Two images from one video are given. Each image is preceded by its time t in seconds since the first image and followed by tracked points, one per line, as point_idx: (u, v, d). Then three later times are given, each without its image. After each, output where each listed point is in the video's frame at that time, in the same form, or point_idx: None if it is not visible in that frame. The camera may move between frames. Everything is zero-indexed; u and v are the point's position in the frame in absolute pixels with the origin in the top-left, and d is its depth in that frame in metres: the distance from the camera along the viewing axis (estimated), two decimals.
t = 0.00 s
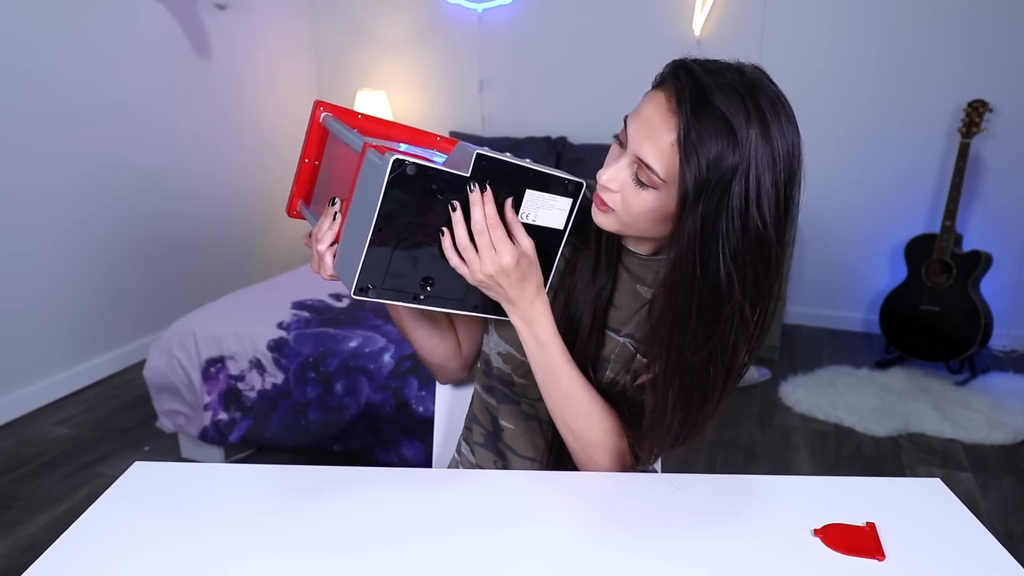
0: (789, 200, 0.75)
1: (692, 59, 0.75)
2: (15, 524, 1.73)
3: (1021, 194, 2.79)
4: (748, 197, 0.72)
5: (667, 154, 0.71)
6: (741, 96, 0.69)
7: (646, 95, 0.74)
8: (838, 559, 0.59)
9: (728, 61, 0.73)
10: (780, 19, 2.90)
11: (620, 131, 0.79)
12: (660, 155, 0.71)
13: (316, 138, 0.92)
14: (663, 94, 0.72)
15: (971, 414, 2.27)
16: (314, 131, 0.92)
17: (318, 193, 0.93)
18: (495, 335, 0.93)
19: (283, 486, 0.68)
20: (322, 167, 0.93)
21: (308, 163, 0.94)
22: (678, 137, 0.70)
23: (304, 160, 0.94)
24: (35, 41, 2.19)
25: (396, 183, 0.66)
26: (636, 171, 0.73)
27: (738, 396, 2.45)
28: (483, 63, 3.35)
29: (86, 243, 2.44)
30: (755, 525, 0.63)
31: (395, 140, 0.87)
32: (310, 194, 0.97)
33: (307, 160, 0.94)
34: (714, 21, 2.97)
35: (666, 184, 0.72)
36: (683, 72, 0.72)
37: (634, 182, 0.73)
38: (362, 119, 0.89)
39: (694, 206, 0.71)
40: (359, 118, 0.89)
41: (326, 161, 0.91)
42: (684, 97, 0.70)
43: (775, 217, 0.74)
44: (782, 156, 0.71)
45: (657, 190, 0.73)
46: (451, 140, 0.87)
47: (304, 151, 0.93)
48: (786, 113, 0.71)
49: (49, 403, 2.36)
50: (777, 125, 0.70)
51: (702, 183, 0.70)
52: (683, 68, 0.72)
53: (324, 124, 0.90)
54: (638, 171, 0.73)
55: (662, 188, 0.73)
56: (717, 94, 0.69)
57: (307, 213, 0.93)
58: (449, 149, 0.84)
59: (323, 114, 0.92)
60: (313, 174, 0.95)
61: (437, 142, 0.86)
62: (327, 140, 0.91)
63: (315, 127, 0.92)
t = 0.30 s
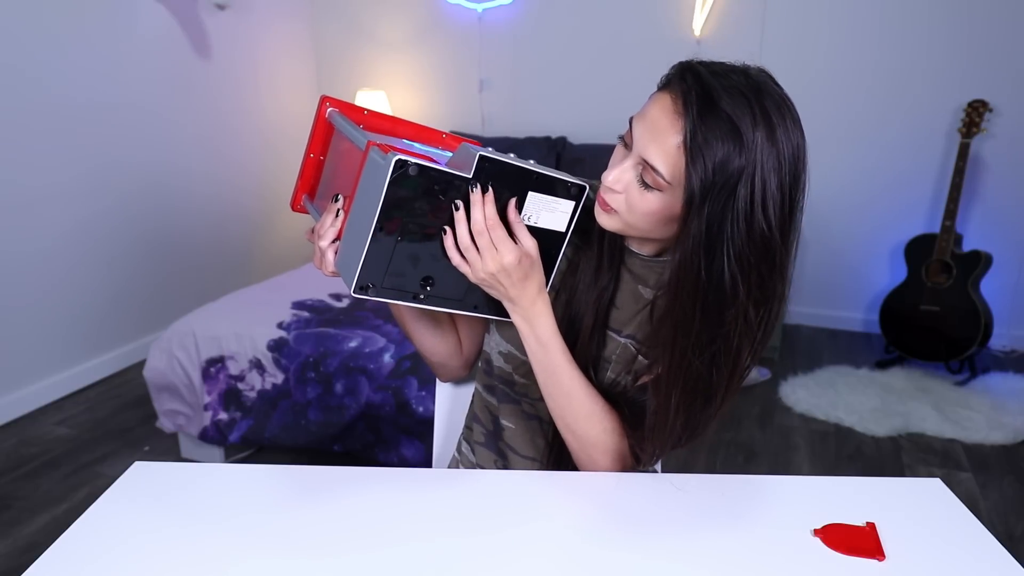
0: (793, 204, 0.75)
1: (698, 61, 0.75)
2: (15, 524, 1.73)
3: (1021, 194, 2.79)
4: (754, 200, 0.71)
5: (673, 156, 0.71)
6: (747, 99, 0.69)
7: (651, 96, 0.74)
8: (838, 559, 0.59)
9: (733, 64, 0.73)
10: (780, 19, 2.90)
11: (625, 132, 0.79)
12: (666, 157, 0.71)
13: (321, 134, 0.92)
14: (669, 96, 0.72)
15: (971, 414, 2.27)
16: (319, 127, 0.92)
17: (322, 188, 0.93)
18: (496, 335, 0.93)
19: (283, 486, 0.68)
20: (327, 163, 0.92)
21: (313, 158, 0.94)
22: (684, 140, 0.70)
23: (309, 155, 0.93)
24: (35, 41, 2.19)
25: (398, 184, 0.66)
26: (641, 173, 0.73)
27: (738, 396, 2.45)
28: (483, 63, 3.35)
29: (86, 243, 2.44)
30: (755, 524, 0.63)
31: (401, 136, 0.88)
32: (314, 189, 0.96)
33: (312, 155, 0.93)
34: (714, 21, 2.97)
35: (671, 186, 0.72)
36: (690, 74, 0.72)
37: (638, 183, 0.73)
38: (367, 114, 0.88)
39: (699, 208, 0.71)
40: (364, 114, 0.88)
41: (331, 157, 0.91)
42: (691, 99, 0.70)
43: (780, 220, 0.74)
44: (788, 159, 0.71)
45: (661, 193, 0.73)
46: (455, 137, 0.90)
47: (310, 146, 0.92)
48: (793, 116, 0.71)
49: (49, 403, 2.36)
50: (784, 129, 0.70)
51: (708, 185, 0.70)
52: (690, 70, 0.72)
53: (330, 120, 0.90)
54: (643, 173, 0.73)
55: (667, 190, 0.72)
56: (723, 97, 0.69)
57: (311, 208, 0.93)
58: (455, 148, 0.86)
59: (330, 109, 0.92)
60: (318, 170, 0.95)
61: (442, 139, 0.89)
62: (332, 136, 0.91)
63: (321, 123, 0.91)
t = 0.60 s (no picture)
0: (793, 204, 0.74)
1: (697, 62, 0.75)
2: (15, 524, 1.73)
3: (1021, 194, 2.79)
4: (754, 199, 0.71)
5: (672, 157, 0.71)
6: (746, 99, 0.69)
7: (650, 97, 0.74)
8: (838, 558, 0.59)
9: (732, 63, 0.73)
10: (780, 19, 2.90)
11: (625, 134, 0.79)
12: (665, 158, 0.71)
13: (323, 133, 0.92)
14: (667, 97, 0.72)
15: (971, 414, 2.27)
16: (320, 126, 0.91)
17: (324, 186, 0.93)
18: (497, 333, 0.94)
19: (283, 486, 0.68)
20: (329, 161, 0.92)
21: (314, 157, 0.93)
22: (683, 140, 0.70)
23: (310, 154, 0.93)
24: (34, 41, 2.19)
25: (402, 180, 0.66)
26: (642, 173, 0.73)
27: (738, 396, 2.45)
28: (483, 63, 3.35)
29: (86, 243, 2.44)
30: (756, 523, 0.63)
31: (402, 136, 0.89)
32: (315, 187, 0.96)
33: (313, 154, 0.93)
34: (714, 21, 2.97)
35: (671, 186, 0.72)
36: (689, 75, 0.72)
37: (639, 184, 0.73)
38: (369, 114, 0.88)
39: (699, 208, 0.71)
40: (366, 113, 0.88)
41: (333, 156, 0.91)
42: (689, 100, 0.70)
43: (780, 219, 0.74)
44: (788, 158, 0.71)
45: (662, 193, 0.73)
46: (456, 137, 0.89)
47: (311, 145, 0.92)
48: (792, 116, 0.71)
49: (49, 403, 2.36)
50: (783, 129, 0.70)
51: (707, 185, 0.70)
52: (689, 70, 0.72)
53: (332, 119, 0.90)
54: (643, 174, 0.73)
55: (668, 190, 0.72)
56: (721, 96, 0.69)
57: (313, 206, 0.92)
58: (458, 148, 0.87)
59: (331, 109, 0.91)
60: (319, 169, 0.95)
61: (442, 139, 0.88)
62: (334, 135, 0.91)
63: (322, 122, 0.91)
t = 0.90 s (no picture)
0: (794, 204, 0.74)
1: (699, 62, 0.75)
2: (15, 524, 1.73)
3: (1021, 194, 2.79)
4: (755, 200, 0.71)
5: (674, 157, 0.71)
6: (748, 100, 0.69)
7: (652, 98, 0.74)
8: (838, 558, 0.59)
9: (735, 64, 0.73)
10: (780, 18, 2.90)
11: (626, 135, 0.79)
12: (666, 158, 0.71)
13: (325, 131, 0.91)
14: (670, 97, 0.72)
15: (971, 414, 2.27)
16: (323, 124, 0.91)
17: (326, 185, 0.93)
18: (497, 334, 0.94)
19: (283, 486, 0.68)
20: (331, 159, 0.92)
21: (316, 155, 0.93)
22: (685, 140, 0.70)
23: (312, 153, 0.93)
24: (35, 41, 2.19)
25: (399, 183, 0.66)
26: (643, 174, 0.73)
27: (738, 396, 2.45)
28: (483, 63, 3.35)
29: (86, 243, 2.44)
30: (755, 524, 0.63)
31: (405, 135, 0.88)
32: (317, 185, 0.96)
33: (315, 152, 0.93)
34: (714, 21, 2.97)
35: (672, 186, 0.72)
36: (691, 75, 0.72)
37: (641, 184, 0.73)
38: (370, 113, 0.88)
39: (700, 208, 0.71)
40: (369, 112, 0.87)
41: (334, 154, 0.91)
42: (691, 100, 0.70)
43: (780, 220, 0.74)
44: (789, 160, 0.71)
45: (664, 193, 0.73)
46: (459, 136, 0.90)
47: (312, 144, 0.92)
48: (794, 117, 0.71)
49: (49, 403, 2.36)
50: (785, 130, 0.70)
51: (709, 185, 0.70)
52: (691, 71, 0.72)
53: (334, 117, 0.89)
54: (645, 174, 0.73)
55: (669, 190, 0.72)
56: (724, 97, 0.69)
57: (314, 205, 0.92)
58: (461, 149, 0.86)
59: (333, 107, 0.91)
60: (321, 167, 0.95)
61: (446, 137, 0.89)
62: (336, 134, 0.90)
63: (323, 120, 0.90)
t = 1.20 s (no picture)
0: (795, 202, 0.74)
1: (699, 61, 0.75)
2: (15, 524, 1.73)
3: (1021, 194, 2.79)
4: (756, 199, 0.71)
5: (674, 156, 0.71)
6: (749, 99, 0.69)
7: (652, 98, 0.74)
8: (838, 558, 0.59)
9: (734, 63, 0.73)
10: (780, 19, 2.90)
11: (626, 134, 0.79)
12: (667, 158, 0.71)
13: (325, 130, 0.92)
14: (670, 97, 0.72)
15: (971, 414, 2.27)
16: (323, 124, 0.91)
17: (326, 186, 0.93)
18: (498, 336, 0.93)
19: (283, 486, 0.68)
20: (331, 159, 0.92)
21: (316, 155, 0.94)
22: (686, 139, 0.70)
23: (312, 153, 0.93)
24: (34, 41, 2.19)
25: (401, 189, 0.66)
26: (643, 174, 0.73)
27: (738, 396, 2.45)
28: (483, 63, 3.35)
29: (87, 243, 2.44)
30: (756, 525, 0.63)
31: (405, 135, 0.88)
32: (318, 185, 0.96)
33: (316, 152, 0.93)
34: (714, 21, 2.97)
35: (673, 186, 0.72)
36: (691, 75, 0.72)
37: (642, 184, 0.73)
38: (371, 112, 0.88)
39: (700, 209, 0.71)
40: (370, 112, 0.88)
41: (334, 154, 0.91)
42: (692, 99, 0.70)
43: (781, 218, 0.74)
44: (790, 158, 0.71)
45: (664, 193, 0.73)
46: (461, 136, 0.90)
47: (313, 144, 0.92)
48: (794, 116, 0.71)
49: (49, 403, 2.36)
50: (785, 128, 0.70)
51: (709, 185, 0.70)
52: (691, 70, 0.72)
53: (334, 117, 0.90)
54: (646, 174, 0.73)
55: (670, 190, 0.72)
56: (724, 96, 0.69)
57: (314, 205, 0.93)
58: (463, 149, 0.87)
59: (334, 107, 0.91)
60: (321, 167, 0.95)
61: (447, 137, 0.89)
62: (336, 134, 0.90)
63: (324, 119, 0.90)
